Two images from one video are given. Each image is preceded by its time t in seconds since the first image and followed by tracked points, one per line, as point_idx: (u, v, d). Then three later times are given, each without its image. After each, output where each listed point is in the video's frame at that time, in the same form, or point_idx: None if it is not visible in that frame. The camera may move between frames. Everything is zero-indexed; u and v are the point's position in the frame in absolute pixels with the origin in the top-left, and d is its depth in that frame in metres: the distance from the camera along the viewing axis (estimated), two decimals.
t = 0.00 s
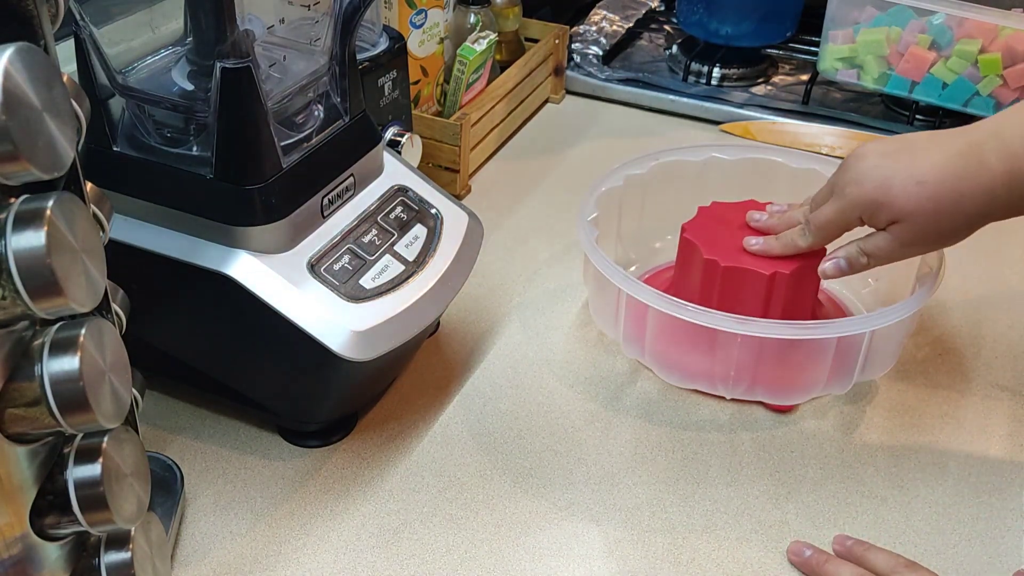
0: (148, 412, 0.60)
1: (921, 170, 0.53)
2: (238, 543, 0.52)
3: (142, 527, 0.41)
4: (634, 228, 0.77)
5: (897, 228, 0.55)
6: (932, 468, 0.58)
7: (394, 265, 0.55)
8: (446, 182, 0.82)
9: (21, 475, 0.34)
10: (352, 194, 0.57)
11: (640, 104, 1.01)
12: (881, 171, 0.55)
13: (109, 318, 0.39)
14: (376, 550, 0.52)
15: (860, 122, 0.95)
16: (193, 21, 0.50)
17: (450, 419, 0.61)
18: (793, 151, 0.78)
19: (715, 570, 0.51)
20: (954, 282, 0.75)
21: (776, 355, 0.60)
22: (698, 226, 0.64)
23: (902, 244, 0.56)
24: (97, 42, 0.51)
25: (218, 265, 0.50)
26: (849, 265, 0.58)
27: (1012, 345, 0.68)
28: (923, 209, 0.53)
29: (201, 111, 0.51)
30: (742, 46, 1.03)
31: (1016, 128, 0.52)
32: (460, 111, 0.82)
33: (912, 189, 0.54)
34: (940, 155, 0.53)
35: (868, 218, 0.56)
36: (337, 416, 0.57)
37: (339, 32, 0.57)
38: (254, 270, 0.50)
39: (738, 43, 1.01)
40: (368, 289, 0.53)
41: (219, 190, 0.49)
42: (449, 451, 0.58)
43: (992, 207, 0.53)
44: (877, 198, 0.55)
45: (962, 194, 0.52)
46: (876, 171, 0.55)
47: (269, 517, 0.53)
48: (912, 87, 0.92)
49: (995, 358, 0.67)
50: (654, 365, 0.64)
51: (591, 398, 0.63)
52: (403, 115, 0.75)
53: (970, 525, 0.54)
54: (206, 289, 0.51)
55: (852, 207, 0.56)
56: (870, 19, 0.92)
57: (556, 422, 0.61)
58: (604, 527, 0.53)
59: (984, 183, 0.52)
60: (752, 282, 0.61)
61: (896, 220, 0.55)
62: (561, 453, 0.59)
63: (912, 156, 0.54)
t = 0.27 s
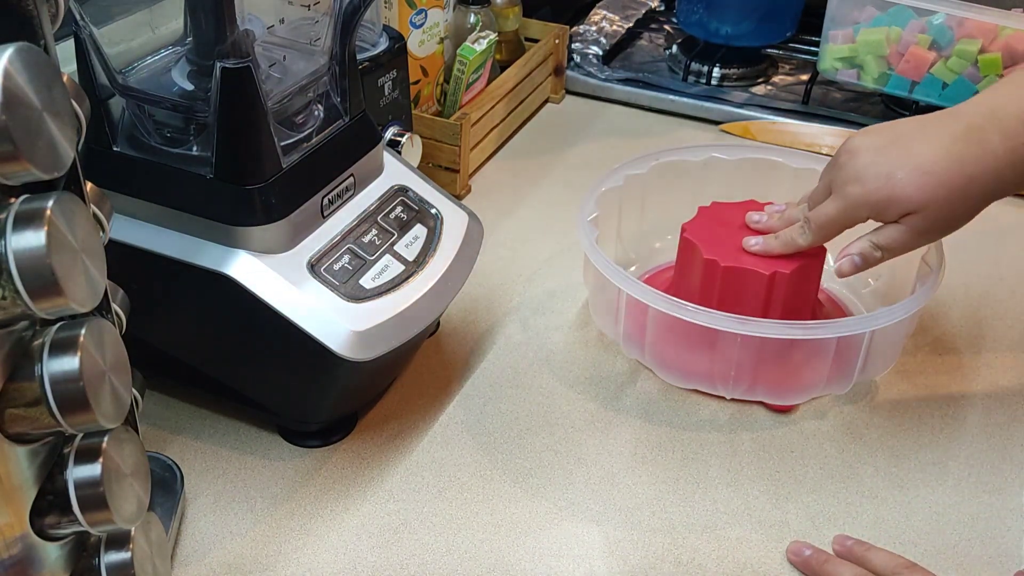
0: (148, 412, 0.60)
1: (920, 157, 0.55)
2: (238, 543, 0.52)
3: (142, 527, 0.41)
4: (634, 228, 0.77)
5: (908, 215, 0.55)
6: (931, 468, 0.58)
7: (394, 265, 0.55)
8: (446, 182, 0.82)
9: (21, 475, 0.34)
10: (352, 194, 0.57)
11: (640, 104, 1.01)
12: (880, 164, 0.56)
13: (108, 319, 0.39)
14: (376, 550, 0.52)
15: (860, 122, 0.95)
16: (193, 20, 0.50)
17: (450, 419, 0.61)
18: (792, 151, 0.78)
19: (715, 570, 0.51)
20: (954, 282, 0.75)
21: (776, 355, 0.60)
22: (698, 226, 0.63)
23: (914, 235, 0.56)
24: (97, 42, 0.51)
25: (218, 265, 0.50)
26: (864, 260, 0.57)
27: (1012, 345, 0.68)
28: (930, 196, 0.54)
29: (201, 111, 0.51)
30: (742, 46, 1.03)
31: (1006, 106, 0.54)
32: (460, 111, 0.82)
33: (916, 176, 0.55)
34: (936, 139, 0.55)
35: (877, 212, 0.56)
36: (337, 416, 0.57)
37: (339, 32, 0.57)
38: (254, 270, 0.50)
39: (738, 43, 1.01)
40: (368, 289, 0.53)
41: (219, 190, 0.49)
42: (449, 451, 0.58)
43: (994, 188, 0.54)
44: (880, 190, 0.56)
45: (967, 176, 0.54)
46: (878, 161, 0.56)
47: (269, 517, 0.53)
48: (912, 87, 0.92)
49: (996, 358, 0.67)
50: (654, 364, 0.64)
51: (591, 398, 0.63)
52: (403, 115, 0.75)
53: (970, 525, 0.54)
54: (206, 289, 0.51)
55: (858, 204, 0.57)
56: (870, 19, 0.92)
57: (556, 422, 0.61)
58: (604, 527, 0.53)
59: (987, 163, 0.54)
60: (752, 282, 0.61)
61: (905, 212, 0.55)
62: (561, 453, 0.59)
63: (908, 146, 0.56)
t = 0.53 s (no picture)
0: (148, 412, 0.60)
1: (919, 156, 0.56)
2: (238, 543, 0.52)
3: (142, 528, 0.41)
4: (634, 228, 0.77)
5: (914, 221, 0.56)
6: (931, 468, 0.58)
7: (394, 265, 0.55)
8: (446, 182, 0.82)
9: (21, 474, 0.34)
10: (352, 194, 0.57)
11: (640, 104, 1.01)
12: (878, 167, 0.57)
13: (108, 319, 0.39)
14: (375, 550, 0.52)
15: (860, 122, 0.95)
16: (193, 20, 0.50)
17: (450, 419, 0.61)
18: (792, 151, 0.78)
19: (714, 570, 0.51)
20: (954, 282, 0.75)
21: (776, 355, 0.60)
22: (698, 226, 0.63)
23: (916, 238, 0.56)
24: (97, 42, 0.51)
25: (218, 265, 0.50)
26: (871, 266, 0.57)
27: (1012, 345, 0.68)
28: (932, 197, 0.55)
29: (201, 111, 0.51)
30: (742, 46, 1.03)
31: (997, 103, 0.55)
32: (460, 111, 0.82)
33: (916, 177, 0.55)
34: (933, 139, 0.56)
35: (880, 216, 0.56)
36: (337, 416, 0.57)
37: (339, 32, 0.57)
38: (254, 270, 0.50)
39: (738, 43, 1.01)
40: (368, 289, 0.53)
41: (219, 190, 0.49)
42: (449, 451, 0.58)
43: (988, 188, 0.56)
44: (882, 191, 0.56)
45: (967, 174, 0.55)
46: (877, 164, 0.57)
47: (269, 517, 0.53)
48: (912, 88, 0.91)
49: (996, 358, 0.67)
50: (654, 364, 0.64)
51: (591, 398, 0.63)
52: (403, 115, 0.75)
53: (970, 525, 0.54)
54: (206, 289, 0.51)
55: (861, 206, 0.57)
56: (870, 19, 0.92)
57: (556, 421, 0.61)
58: (603, 527, 0.53)
59: (987, 161, 0.55)
60: (752, 282, 0.61)
61: (908, 214, 0.56)
62: (561, 452, 0.59)
63: (904, 147, 0.57)
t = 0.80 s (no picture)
0: (148, 412, 0.60)
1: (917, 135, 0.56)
2: (238, 543, 0.52)
3: (142, 528, 0.41)
4: (634, 228, 0.77)
5: (915, 197, 0.55)
6: (931, 468, 0.58)
7: (394, 265, 0.55)
8: (446, 182, 0.82)
9: (21, 474, 0.34)
10: (352, 194, 0.57)
11: (640, 104, 1.01)
12: (877, 145, 0.56)
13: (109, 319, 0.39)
14: (376, 550, 0.52)
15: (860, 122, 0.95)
16: (193, 20, 0.50)
17: (450, 419, 0.61)
18: (792, 151, 0.78)
19: (714, 570, 0.51)
20: (954, 282, 0.75)
21: (776, 355, 0.60)
22: (698, 226, 0.63)
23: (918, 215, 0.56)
24: (97, 42, 0.51)
25: (218, 265, 0.50)
26: (870, 243, 0.56)
27: (1012, 345, 0.68)
28: (935, 173, 0.55)
29: (201, 111, 0.51)
30: (742, 46, 1.03)
31: (994, 92, 0.57)
32: (460, 111, 0.82)
33: (919, 154, 0.55)
34: (932, 120, 0.56)
35: (881, 194, 0.56)
36: (337, 416, 0.57)
37: (339, 32, 0.57)
38: (254, 270, 0.50)
39: (738, 43, 1.01)
40: (368, 289, 0.53)
41: (219, 190, 0.49)
42: (449, 451, 0.58)
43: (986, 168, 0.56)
44: (882, 170, 0.56)
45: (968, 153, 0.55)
46: (876, 145, 0.56)
47: (269, 517, 0.53)
48: (912, 88, 0.91)
49: (996, 358, 0.67)
50: (654, 364, 0.64)
51: (591, 398, 0.63)
52: (403, 115, 0.75)
53: (970, 525, 0.54)
54: (206, 289, 0.51)
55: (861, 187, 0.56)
56: (870, 19, 0.92)
57: (556, 421, 0.61)
58: (603, 527, 0.53)
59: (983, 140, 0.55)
60: (752, 282, 0.61)
61: (911, 190, 0.55)
62: (561, 452, 0.59)
63: (902, 128, 0.57)
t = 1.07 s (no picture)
0: (148, 412, 0.60)
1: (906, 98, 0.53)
2: (238, 543, 0.52)
3: (142, 527, 0.41)
4: (634, 228, 0.77)
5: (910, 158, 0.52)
6: (932, 468, 0.58)
7: (394, 265, 0.55)
8: (446, 182, 0.82)
9: (21, 474, 0.34)
10: (352, 194, 0.57)
11: (640, 104, 1.02)
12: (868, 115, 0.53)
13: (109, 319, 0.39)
14: (376, 550, 0.52)
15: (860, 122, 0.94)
16: (193, 20, 0.50)
17: (450, 419, 0.61)
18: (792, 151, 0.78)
19: (714, 569, 0.51)
20: (954, 282, 0.75)
21: (776, 355, 0.60)
22: (699, 226, 0.63)
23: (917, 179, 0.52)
24: (97, 42, 0.51)
25: (218, 265, 0.50)
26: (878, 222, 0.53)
27: (1012, 345, 0.68)
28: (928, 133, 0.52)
29: (201, 111, 0.51)
30: (742, 46, 1.03)
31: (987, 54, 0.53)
32: (460, 111, 0.82)
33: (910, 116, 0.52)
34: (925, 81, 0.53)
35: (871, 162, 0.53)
36: (337, 416, 0.57)
37: (339, 32, 0.57)
38: (254, 270, 0.50)
39: (738, 43, 1.01)
40: (368, 289, 0.53)
41: (219, 190, 0.49)
42: (449, 451, 0.58)
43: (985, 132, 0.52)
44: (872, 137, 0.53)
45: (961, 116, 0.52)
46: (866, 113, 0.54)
47: (269, 517, 0.53)
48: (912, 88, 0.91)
49: (996, 358, 0.67)
50: (654, 364, 0.64)
51: (591, 398, 0.63)
52: (403, 115, 0.75)
53: (970, 525, 0.54)
54: (205, 289, 0.51)
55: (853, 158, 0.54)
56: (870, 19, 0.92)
57: (556, 421, 0.61)
58: (603, 527, 0.53)
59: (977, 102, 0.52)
60: (752, 282, 0.61)
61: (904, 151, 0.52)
62: (561, 452, 0.59)
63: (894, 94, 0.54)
